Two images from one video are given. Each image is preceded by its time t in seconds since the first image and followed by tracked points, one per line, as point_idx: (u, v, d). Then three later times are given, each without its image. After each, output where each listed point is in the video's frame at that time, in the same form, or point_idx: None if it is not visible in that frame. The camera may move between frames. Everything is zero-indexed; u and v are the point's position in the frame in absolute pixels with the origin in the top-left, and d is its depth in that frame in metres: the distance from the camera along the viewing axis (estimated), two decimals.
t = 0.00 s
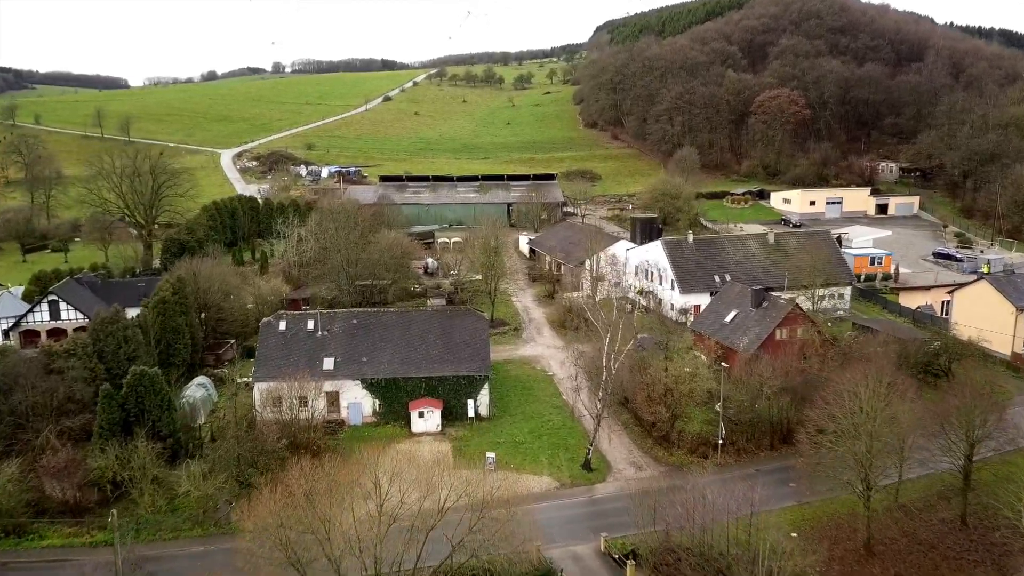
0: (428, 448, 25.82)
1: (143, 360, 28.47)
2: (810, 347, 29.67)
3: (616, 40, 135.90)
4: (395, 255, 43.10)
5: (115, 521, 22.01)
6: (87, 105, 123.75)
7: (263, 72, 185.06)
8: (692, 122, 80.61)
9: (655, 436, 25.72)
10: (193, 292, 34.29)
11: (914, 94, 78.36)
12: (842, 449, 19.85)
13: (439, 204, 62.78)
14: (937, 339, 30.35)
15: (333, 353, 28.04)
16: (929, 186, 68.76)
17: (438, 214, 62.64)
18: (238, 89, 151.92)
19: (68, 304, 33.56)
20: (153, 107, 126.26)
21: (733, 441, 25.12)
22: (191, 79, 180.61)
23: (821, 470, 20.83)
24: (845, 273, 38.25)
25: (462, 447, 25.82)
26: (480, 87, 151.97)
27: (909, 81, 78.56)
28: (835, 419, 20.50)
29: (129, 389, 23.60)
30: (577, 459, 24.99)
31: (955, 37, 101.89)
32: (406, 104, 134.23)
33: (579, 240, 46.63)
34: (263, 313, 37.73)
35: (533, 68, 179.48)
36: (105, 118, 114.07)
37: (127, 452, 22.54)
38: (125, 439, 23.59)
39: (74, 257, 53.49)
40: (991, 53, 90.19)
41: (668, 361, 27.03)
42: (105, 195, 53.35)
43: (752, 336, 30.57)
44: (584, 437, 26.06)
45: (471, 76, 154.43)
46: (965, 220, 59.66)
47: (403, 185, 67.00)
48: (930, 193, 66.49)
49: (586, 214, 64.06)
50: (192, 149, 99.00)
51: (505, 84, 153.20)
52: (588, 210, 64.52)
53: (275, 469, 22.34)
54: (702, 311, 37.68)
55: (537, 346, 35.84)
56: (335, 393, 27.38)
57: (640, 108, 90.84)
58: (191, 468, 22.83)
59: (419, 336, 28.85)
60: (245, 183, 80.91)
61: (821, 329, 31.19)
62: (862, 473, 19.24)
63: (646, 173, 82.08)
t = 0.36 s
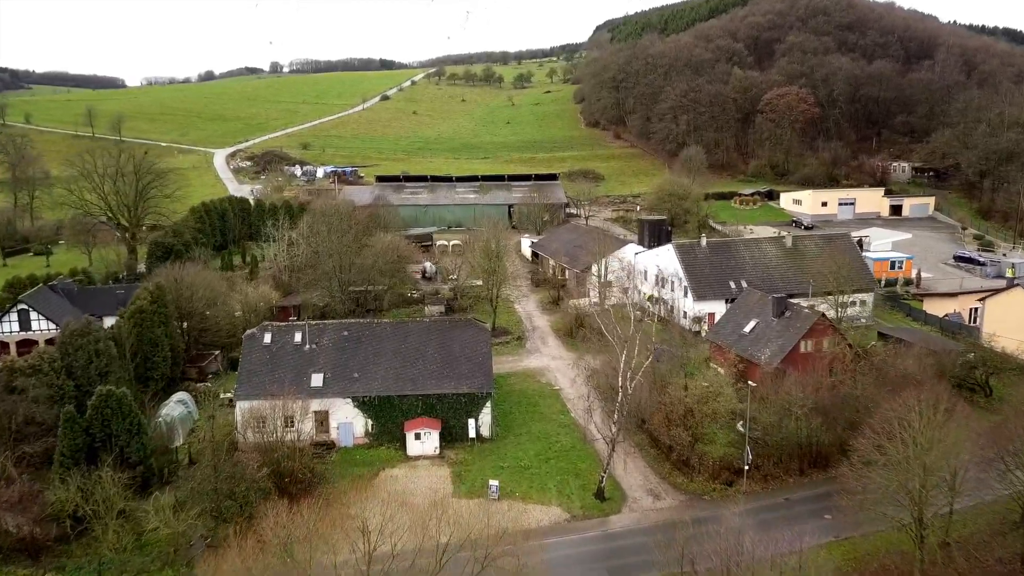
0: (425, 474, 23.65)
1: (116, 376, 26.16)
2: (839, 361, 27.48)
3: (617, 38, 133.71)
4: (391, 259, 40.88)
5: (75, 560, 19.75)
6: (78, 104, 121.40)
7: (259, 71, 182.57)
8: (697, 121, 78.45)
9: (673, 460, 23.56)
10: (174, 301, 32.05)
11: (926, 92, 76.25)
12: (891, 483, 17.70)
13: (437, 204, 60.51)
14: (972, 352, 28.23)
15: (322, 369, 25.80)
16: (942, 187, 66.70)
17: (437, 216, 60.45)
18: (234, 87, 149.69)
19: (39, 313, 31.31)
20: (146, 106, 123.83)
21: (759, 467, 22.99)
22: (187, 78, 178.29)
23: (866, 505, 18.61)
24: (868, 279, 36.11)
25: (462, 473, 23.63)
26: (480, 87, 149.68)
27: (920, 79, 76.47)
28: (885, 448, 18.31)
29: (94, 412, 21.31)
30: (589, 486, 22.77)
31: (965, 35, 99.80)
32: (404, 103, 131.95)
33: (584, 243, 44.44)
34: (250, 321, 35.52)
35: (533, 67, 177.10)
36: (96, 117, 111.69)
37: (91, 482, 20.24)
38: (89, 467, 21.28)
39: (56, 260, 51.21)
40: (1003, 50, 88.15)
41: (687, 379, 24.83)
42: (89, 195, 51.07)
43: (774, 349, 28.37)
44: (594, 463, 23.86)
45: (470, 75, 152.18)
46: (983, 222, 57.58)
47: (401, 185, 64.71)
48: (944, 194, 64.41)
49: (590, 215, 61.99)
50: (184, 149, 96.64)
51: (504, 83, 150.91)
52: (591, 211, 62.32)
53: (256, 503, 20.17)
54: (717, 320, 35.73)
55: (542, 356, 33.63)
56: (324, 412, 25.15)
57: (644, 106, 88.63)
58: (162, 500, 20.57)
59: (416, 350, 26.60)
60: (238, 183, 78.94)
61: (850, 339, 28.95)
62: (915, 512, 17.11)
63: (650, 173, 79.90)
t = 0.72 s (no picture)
0: (422, 507, 21.46)
1: (84, 397, 23.90)
2: (872, 377, 25.28)
3: (619, 36, 131.58)
4: (387, 264, 38.89)
5: None
6: (70, 103, 119.10)
7: (256, 70, 180.23)
8: (703, 120, 76.33)
9: (695, 492, 21.38)
10: (152, 312, 29.80)
11: (939, 89, 74.16)
12: (952, 529, 15.62)
13: (436, 206, 58.39)
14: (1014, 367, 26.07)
15: (309, 389, 23.53)
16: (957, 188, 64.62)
17: (435, 218, 58.31)
18: (230, 86, 147.39)
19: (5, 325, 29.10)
20: (140, 105, 121.55)
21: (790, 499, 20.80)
22: (182, 78, 175.98)
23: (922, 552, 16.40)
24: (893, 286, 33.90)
25: (462, 505, 21.44)
26: (478, 86, 147.36)
27: (933, 77, 74.41)
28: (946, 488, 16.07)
29: (51, 442, 19.05)
30: (603, 521, 20.55)
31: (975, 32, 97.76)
32: (402, 102, 129.69)
33: (590, 247, 42.25)
34: (236, 332, 33.27)
35: (532, 66, 174.83)
36: (87, 116, 109.41)
37: (46, 523, 17.98)
38: (46, 503, 19.04)
39: (36, 265, 49.01)
40: (1015, 48, 86.08)
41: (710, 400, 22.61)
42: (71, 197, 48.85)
43: (799, 364, 26.19)
44: (608, 494, 21.66)
45: (469, 74, 150.02)
46: (1002, 224, 55.48)
47: (398, 186, 62.52)
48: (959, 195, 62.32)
49: (593, 217, 59.87)
50: (176, 149, 94.37)
51: (503, 83, 148.65)
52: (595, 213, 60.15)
53: (232, 545, 17.97)
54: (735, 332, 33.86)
55: (547, 370, 31.46)
56: (311, 436, 22.92)
57: (648, 105, 86.48)
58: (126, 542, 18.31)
59: (411, 367, 24.34)
60: (231, 184, 77.03)
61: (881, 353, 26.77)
62: (984, 564, 14.90)
63: (654, 173, 77.75)
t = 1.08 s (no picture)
0: (418, 548, 19.25)
1: (47, 423, 21.60)
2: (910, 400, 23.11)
3: (620, 34, 129.30)
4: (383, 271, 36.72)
5: None
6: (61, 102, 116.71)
7: (253, 69, 177.70)
8: (709, 119, 74.20)
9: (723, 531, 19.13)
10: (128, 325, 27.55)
11: (952, 87, 72.11)
12: None
13: (434, 208, 56.20)
14: None
15: (294, 414, 21.26)
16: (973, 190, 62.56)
17: (433, 220, 56.13)
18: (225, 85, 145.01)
19: None
20: (133, 105, 119.15)
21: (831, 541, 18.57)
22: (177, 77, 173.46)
23: None
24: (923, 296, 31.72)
25: (462, 546, 19.23)
26: (477, 85, 145.02)
27: (946, 74, 72.37)
28: None
29: None
30: (621, 566, 18.33)
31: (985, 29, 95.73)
32: (400, 102, 127.38)
33: (596, 252, 40.06)
34: (220, 345, 31.01)
35: (531, 65, 172.45)
36: (78, 115, 107.01)
37: None
38: None
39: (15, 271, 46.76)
40: None
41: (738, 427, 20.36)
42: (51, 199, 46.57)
43: (830, 384, 24.01)
44: (625, 534, 19.44)
45: (468, 72, 147.65)
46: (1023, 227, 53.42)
47: (395, 187, 60.29)
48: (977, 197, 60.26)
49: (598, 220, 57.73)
50: (168, 149, 91.98)
51: (503, 81, 146.38)
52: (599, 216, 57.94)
53: None
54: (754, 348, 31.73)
55: (554, 387, 29.31)
56: (295, 468, 20.69)
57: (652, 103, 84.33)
58: None
59: (407, 390, 22.10)
60: (222, 185, 74.86)
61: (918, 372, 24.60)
62: None
63: (659, 173, 75.57)
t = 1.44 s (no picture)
0: None
1: (1, 456, 19.35)
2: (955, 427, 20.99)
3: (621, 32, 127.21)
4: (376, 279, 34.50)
5: None
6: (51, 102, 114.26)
7: (249, 68, 175.45)
8: (715, 118, 72.13)
9: None
10: (98, 342, 25.27)
11: (966, 86, 70.08)
12: None
13: (432, 211, 54.02)
14: None
15: (273, 448, 19.01)
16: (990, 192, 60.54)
17: (431, 224, 53.97)
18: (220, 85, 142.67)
19: None
20: (124, 104, 116.73)
21: None
22: (172, 77, 171.23)
23: None
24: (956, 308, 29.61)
25: None
26: (476, 84, 142.88)
27: (959, 72, 70.38)
28: None
29: None
30: None
31: (994, 26, 93.82)
32: (398, 101, 125.21)
33: (603, 258, 37.89)
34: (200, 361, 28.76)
35: (530, 64, 170.31)
36: (69, 115, 104.72)
37: None
38: None
39: None
40: None
41: (772, 462, 18.10)
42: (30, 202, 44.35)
43: (865, 409, 21.86)
44: None
45: (466, 71, 145.38)
46: None
47: (391, 189, 58.05)
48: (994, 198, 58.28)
49: (603, 223, 55.60)
50: (160, 151, 89.78)
51: (502, 80, 144.28)
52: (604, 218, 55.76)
53: None
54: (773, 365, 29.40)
55: (561, 407, 27.12)
56: (274, 507, 18.45)
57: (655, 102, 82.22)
58: None
59: (400, 418, 19.86)
60: (214, 187, 72.59)
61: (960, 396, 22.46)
62: None
63: (663, 174, 73.41)
